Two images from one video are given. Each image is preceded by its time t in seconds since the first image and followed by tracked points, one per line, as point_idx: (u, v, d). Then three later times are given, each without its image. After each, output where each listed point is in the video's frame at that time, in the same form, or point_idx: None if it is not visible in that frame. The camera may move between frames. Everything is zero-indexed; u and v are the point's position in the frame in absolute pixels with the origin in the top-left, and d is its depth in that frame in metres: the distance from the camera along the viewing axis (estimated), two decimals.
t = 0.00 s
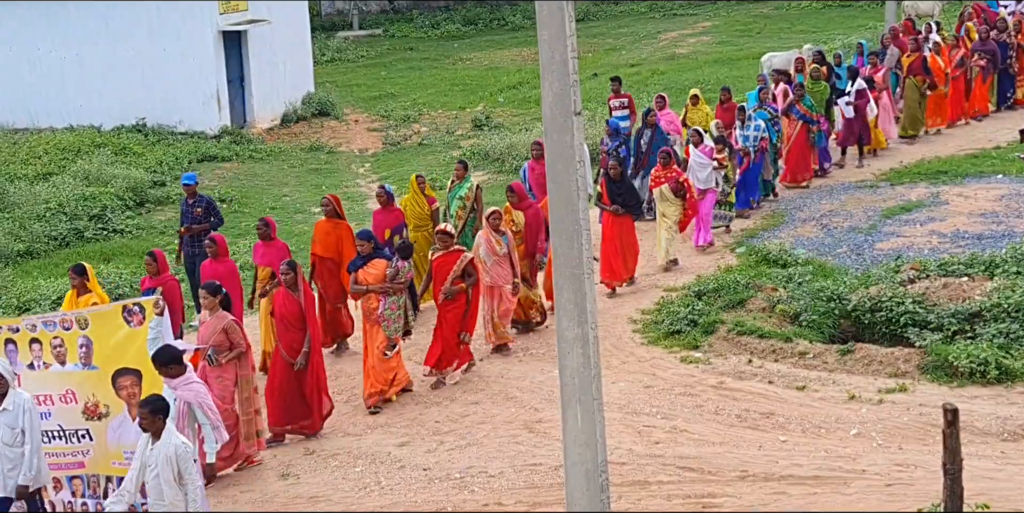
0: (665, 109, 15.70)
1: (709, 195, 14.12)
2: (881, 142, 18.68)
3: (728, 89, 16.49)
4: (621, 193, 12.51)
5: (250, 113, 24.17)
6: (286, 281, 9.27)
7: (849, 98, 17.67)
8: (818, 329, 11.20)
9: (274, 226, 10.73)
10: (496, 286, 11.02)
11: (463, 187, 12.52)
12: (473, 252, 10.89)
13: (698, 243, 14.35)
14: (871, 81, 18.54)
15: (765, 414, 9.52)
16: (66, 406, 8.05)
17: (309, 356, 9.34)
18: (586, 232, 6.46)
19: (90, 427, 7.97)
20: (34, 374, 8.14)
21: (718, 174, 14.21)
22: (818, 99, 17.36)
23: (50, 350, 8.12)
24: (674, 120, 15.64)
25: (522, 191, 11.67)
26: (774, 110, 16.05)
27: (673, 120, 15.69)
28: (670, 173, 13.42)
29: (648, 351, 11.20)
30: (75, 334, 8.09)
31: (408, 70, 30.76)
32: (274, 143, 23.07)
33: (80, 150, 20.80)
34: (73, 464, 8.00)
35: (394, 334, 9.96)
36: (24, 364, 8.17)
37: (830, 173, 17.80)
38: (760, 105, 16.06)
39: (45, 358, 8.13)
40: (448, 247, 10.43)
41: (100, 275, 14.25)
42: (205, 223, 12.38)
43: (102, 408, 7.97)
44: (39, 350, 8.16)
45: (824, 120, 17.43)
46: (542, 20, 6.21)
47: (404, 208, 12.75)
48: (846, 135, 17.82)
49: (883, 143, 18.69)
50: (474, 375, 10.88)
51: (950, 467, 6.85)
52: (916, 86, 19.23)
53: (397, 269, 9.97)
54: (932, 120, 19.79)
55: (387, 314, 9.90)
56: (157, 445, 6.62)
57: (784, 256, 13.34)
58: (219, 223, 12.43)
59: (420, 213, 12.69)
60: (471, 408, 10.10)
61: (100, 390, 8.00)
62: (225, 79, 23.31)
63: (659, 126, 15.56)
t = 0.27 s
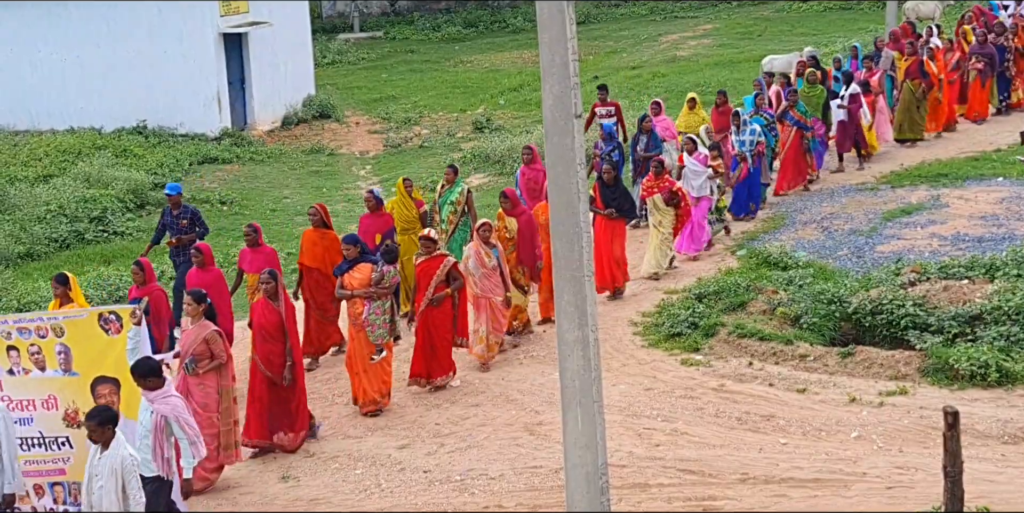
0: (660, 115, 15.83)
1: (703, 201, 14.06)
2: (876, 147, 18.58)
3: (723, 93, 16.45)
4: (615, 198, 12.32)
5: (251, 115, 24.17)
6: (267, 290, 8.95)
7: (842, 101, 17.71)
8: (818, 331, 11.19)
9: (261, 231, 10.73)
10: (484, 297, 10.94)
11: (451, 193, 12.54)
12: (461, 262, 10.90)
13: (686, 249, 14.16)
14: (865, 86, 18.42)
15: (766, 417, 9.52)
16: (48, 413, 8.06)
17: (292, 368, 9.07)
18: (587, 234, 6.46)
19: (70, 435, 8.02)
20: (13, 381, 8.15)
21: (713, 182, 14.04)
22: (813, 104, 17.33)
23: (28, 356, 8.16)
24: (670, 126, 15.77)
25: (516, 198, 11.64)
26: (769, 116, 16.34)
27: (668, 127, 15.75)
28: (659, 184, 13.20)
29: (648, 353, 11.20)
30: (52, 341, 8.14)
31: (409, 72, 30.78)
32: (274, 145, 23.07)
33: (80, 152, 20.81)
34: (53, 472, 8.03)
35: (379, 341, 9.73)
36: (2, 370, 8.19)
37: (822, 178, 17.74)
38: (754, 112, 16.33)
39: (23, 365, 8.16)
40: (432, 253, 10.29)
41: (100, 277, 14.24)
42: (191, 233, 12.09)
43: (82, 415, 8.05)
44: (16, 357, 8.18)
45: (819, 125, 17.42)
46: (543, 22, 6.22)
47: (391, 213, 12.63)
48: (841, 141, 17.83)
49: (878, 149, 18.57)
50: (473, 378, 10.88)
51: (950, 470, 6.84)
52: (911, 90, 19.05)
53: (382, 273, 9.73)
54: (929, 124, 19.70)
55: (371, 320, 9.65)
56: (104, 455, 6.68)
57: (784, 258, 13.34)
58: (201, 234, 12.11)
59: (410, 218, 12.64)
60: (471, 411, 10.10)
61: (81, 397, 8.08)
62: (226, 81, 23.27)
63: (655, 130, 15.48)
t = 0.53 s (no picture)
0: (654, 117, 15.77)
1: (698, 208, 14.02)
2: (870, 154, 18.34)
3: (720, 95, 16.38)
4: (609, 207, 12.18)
5: (251, 117, 24.06)
6: (249, 299, 8.80)
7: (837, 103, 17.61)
8: (819, 333, 11.19)
9: (252, 238, 10.73)
10: (471, 305, 10.80)
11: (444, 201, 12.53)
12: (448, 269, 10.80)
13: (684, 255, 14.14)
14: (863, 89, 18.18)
15: (766, 419, 9.52)
16: (29, 419, 8.35)
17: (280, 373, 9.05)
18: (587, 237, 6.46)
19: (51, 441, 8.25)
20: None
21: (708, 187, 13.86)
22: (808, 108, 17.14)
23: (7, 364, 8.40)
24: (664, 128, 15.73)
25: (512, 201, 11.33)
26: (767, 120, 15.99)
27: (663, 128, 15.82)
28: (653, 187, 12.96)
29: (649, 356, 11.20)
30: (30, 349, 8.35)
31: (409, 75, 30.79)
32: (274, 148, 23.07)
33: (81, 155, 20.82)
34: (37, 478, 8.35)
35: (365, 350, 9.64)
36: None
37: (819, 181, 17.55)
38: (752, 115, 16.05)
39: (4, 372, 8.41)
40: (414, 262, 10.16)
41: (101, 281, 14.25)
42: (174, 240, 11.88)
43: (62, 422, 8.27)
44: None
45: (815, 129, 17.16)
46: (544, 26, 6.22)
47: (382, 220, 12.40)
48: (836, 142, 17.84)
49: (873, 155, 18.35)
50: (474, 381, 10.89)
51: (951, 472, 6.84)
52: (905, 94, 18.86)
53: (365, 285, 9.67)
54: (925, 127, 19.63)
55: (355, 330, 9.58)
56: (51, 477, 6.73)
57: (785, 261, 13.34)
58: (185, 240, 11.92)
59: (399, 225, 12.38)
60: (472, 413, 10.10)
61: (60, 404, 8.30)
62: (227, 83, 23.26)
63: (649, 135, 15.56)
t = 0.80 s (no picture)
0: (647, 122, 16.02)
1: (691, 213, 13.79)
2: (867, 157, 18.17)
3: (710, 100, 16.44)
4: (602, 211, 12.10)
5: (250, 121, 24.02)
6: (231, 311, 8.80)
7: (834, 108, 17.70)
8: (817, 336, 11.20)
9: (237, 244, 10.70)
10: (451, 317, 10.54)
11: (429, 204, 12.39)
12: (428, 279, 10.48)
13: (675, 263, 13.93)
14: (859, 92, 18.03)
15: (765, 422, 9.52)
16: (8, 428, 8.35)
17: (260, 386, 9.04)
18: (585, 240, 6.46)
19: (30, 450, 8.27)
20: None
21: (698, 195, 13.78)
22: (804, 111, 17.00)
23: None
24: (656, 132, 16.08)
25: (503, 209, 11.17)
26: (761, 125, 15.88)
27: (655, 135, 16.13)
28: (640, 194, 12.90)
29: (647, 358, 11.20)
30: (5, 359, 8.36)
31: (408, 78, 30.80)
32: (273, 151, 23.06)
33: (79, 157, 20.82)
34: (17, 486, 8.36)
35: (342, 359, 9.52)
36: None
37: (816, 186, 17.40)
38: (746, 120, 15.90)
39: None
40: (392, 266, 10.08)
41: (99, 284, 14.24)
42: (152, 249, 11.72)
43: (41, 431, 8.28)
44: None
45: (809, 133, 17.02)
46: (541, 29, 6.23)
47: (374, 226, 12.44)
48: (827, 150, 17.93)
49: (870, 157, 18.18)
50: (472, 383, 10.89)
51: (949, 475, 6.85)
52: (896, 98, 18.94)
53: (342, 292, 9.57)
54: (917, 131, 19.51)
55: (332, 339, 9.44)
56: None
57: (783, 263, 13.35)
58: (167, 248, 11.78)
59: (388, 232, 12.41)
60: (471, 416, 10.10)
61: (38, 413, 8.31)
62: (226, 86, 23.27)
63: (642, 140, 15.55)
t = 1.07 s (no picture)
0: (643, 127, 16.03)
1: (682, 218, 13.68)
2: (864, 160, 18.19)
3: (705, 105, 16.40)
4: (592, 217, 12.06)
5: (250, 123, 24.09)
6: (214, 318, 8.73)
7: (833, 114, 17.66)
8: (818, 339, 11.20)
9: (218, 252, 10.58)
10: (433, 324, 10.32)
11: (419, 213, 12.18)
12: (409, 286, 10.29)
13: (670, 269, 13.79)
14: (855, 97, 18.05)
15: (765, 425, 9.52)
16: None
17: (239, 397, 8.83)
18: (586, 243, 6.47)
19: (11, 463, 8.31)
20: None
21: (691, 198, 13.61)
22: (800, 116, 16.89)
23: None
24: (654, 138, 16.07)
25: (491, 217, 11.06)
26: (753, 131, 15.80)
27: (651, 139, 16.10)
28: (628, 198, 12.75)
29: (648, 361, 11.20)
30: None
31: (408, 80, 30.82)
32: (273, 153, 23.07)
33: (79, 161, 20.83)
34: None
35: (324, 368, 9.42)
36: None
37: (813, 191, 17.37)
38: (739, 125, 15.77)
39: None
40: (381, 274, 9.96)
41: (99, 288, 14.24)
42: (129, 257, 11.61)
43: (21, 444, 8.31)
44: None
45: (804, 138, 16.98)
46: (541, 32, 6.24)
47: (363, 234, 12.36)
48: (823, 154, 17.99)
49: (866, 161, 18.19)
50: (472, 387, 10.89)
51: (950, 477, 6.85)
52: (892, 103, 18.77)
53: (329, 299, 9.45)
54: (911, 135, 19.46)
55: (318, 346, 9.39)
56: None
57: (783, 266, 13.35)
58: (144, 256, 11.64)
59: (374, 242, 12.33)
60: (471, 419, 10.09)
61: (18, 426, 8.34)
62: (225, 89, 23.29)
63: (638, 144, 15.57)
